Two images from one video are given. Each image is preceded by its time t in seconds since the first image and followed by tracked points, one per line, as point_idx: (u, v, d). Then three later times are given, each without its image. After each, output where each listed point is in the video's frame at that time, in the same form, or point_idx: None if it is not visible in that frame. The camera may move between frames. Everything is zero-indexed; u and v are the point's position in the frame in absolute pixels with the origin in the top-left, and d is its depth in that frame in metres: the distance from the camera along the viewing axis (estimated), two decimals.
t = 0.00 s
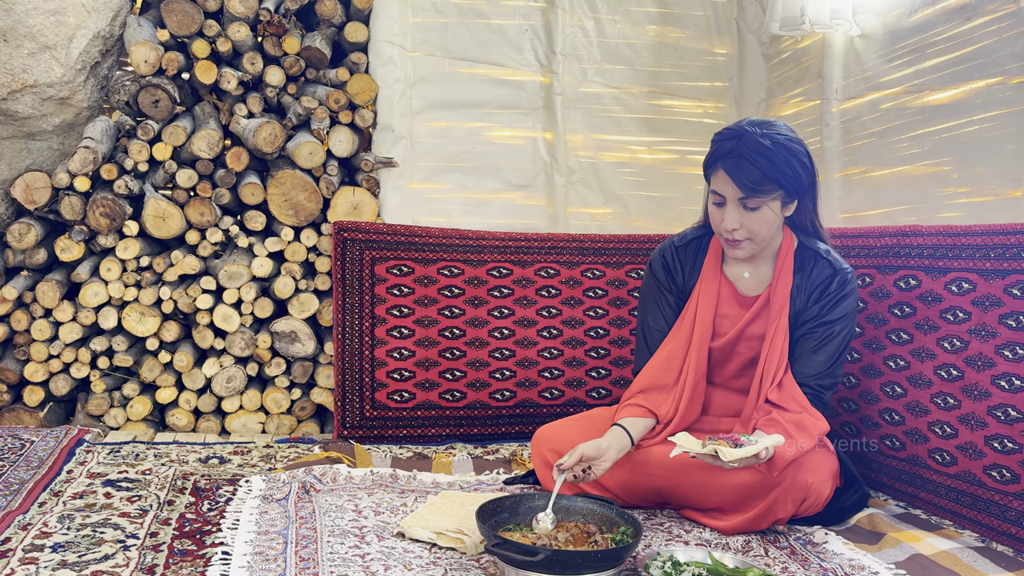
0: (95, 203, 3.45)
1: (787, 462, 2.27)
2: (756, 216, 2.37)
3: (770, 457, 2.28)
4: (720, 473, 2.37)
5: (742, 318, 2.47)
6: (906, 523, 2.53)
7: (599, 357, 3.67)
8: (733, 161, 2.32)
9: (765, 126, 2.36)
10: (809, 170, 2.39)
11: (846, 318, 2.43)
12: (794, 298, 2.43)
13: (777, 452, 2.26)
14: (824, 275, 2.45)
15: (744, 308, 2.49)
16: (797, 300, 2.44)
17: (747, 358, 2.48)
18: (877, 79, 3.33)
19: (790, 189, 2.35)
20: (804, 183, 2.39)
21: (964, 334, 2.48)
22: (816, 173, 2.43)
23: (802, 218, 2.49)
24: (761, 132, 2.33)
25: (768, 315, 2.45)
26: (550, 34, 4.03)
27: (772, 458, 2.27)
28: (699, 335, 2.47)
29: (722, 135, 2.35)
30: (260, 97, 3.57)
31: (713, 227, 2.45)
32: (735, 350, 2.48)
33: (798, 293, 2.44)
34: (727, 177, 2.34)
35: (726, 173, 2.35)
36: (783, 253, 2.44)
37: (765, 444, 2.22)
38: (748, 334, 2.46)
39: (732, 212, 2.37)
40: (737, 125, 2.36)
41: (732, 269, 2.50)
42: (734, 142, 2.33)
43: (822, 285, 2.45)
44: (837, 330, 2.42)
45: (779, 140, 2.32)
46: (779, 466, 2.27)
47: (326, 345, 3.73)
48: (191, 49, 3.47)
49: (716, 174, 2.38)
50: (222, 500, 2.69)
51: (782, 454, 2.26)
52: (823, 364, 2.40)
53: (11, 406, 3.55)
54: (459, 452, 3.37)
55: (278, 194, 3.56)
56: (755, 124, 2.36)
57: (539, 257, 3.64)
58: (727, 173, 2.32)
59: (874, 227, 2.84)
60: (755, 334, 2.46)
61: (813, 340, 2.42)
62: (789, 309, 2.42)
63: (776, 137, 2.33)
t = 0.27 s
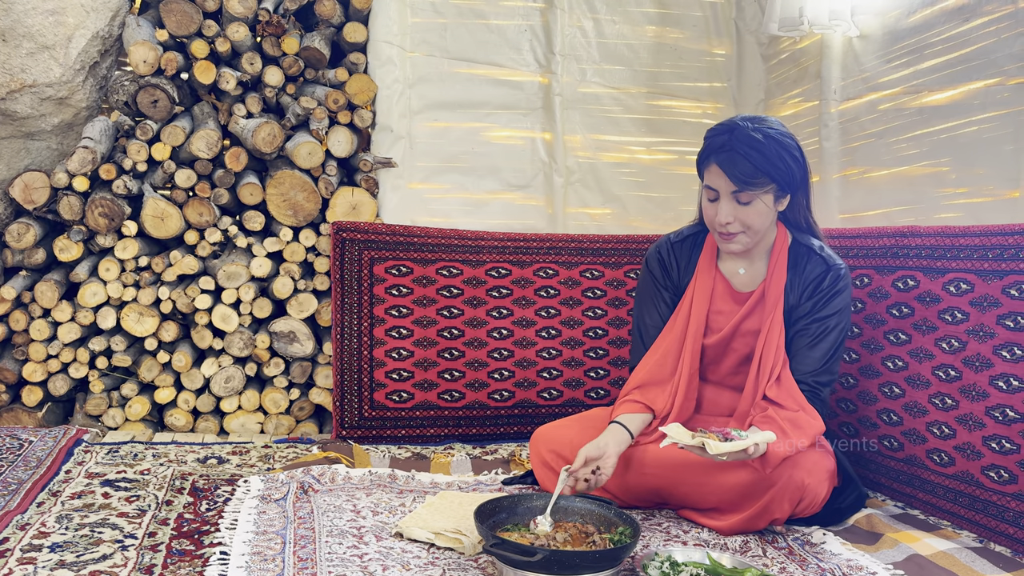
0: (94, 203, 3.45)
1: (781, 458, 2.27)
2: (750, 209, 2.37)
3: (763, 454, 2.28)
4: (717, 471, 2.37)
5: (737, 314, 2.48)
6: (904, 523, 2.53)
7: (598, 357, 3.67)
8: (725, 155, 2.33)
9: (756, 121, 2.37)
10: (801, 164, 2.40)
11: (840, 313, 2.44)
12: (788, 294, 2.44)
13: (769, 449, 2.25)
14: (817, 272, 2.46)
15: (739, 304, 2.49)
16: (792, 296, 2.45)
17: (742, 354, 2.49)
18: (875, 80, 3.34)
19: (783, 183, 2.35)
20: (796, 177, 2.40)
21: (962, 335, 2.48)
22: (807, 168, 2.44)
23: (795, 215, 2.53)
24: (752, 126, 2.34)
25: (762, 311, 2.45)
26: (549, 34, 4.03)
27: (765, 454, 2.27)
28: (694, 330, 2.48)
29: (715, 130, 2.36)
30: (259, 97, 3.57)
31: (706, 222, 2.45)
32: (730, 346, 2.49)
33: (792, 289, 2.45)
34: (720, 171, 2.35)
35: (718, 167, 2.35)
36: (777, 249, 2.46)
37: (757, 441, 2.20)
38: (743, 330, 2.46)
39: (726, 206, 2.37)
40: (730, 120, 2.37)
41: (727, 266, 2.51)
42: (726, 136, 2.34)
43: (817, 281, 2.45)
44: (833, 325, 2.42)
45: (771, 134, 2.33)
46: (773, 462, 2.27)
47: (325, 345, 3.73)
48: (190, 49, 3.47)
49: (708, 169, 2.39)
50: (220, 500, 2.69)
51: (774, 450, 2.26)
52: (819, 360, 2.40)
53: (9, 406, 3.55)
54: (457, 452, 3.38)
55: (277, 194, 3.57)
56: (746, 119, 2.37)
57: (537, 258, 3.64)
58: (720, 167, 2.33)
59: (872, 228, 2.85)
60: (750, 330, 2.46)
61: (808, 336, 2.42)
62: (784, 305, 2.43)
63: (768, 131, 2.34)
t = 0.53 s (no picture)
0: (94, 203, 3.45)
1: (759, 442, 2.30)
2: (747, 199, 2.42)
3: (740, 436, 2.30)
4: (717, 469, 2.38)
5: (733, 307, 2.50)
6: (903, 524, 2.54)
7: (598, 358, 3.67)
8: (720, 147, 2.38)
9: (750, 114, 2.42)
10: (796, 155, 2.44)
11: (833, 305, 2.46)
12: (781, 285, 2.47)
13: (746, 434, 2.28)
14: (810, 264, 2.49)
15: (734, 297, 2.52)
16: (785, 287, 2.48)
17: (738, 348, 2.51)
18: (875, 80, 3.34)
19: (777, 173, 2.41)
20: (791, 167, 2.44)
21: (961, 336, 2.48)
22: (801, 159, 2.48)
23: (789, 208, 2.54)
24: (746, 118, 2.39)
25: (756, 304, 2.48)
26: (549, 35, 4.03)
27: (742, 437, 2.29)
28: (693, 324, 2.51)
29: (709, 123, 2.41)
30: (259, 98, 3.57)
31: (704, 213, 2.50)
32: (727, 341, 2.51)
33: (786, 280, 2.48)
34: (716, 162, 2.40)
35: (714, 159, 2.41)
36: (772, 241, 2.50)
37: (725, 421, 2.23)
38: (739, 323, 2.49)
39: (722, 197, 2.42)
40: (724, 114, 2.42)
41: (725, 259, 2.54)
42: (720, 129, 2.39)
43: (808, 273, 2.48)
44: (824, 316, 2.45)
45: (765, 126, 2.39)
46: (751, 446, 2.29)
47: (324, 346, 3.73)
48: (190, 49, 3.47)
49: (704, 162, 2.44)
50: (220, 500, 2.69)
51: (751, 435, 2.28)
52: (810, 350, 2.43)
53: (9, 406, 3.55)
54: (456, 453, 3.38)
55: (277, 194, 3.57)
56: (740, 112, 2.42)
57: (537, 258, 3.64)
58: (716, 159, 2.39)
59: (872, 229, 2.85)
60: (746, 323, 2.48)
61: (801, 326, 2.45)
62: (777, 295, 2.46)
63: (761, 123, 2.38)
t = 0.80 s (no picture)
0: (94, 204, 3.45)
1: (743, 426, 2.33)
2: (746, 192, 2.44)
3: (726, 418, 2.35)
4: (718, 465, 2.38)
5: (731, 297, 2.52)
6: (903, 526, 2.54)
7: (597, 359, 3.67)
8: (718, 142, 2.42)
9: (744, 111, 2.47)
10: (790, 149, 2.49)
11: (831, 294, 2.47)
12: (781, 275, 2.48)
13: (730, 417, 2.32)
14: (808, 254, 2.51)
15: (733, 289, 2.54)
16: (783, 277, 2.49)
17: (737, 340, 2.52)
18: (875, 82, 3.34)
19: (774, 166, 2.44)
20: (787, 161, 2.48)
21: (961, 337, 2.48)
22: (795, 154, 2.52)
23: (787, 203, 2.58)
24: (740, 114, 2.44)
25: (754, 295, 2.49)
26: (549, 36, 4.03)
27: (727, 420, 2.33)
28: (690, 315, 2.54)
29: (705, 120, 2.45)
30: (259, 99, 3.58)
31: (704, 208, 2.53)
32: (726, 332, 2.52)
33: (785, 270, 2.49)
34: (714, 157, 2.44)
35: (712, 154, 2.44)
36: (771, 234, 2.52)
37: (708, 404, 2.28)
38: (738, 313, 2.50)
39: (721, 190, 2.45)
40: (719, 111, 2.47)
41: (725, 253, 2.56)
42: (716, 125, 2.43)
43: (806, 262, 2.50)
44: (819, 304, 2.46)
45: (759, 120, 2.42)
46: (735, 430, 2.33)
47: (324, 347, 3.73)
48: (190, 50, 3.47)
49: (702, 157, 2.48)
50: (219, 501, 2.69)
51: (736, 419, 2.32)
52: (806, 337, 2.44)
53: (8, 406, 3.55)
54: (456, 454, 3.38)
55: (277, 195, 3.56)
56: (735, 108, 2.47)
57: (536, 259, 3.64)
58: (715, 153, 2.42)
59: (871, 230, 2.85)
60: (745, 314, 2.50)
61: (798, 314, 2.46)
62: (775, 286, 2.48)
63: (755, 117, 2.43)
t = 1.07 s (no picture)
0: (94, 205, 3.44)
1: (739, 413, 2.36)
2: (740, 187, 2.52)
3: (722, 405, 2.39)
4: (720, 461, 2.38)
5: (729, 291, 2.61)
6: (903, 527, 2.54)
7: (597, 360, 3.67)
8: (712, 139, 2.50)
9: (737, 109, 2.54)
10: (784, 146, 2.56)
11: (827, 283, 2.52)
12: (777, 269, 2.55)
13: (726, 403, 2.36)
14: (804, 247, 2.57)
15: (732, 282, 2.62)
16: (781, 270, 2.56)
17: (735, 332, 2.59)
18: (875, 83, 3.34)
19: (768, 162, 2.52)
20: (781, 158, 2.55)
21: (961, 339, 2.48)
22: (789, 151, 2.60)
23: (784, 201, 2.66)
24: (734, 112, 2.51)
25: (751, 288, 2.58)
26: (550, 38, 4.04)
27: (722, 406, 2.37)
28: (689, 308, 2.63)
29: (699, 120, 2.54)
30: (259, 99, 3.58)
31: (702, 205, 2.62)
32: (725, 325, 2.60)
33: (782, 263, 2.56)
34: (709, 155, 2.52)
35: (707, 151, 2.52)
36: (768, 230, 2.61)
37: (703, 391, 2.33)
38: (736, 307, 2.58)
39: (717, 186, 2.53)
40: (713, 110, 2.54)
41: (724, 249, 2.66)
42: (711, 124, 2.51)
43: (802, 255, 2.56)
44: (814, 296, 2.51)
45: (752, 117, 2.50)
46: (731, 416, 2.36)
47: (324, 348, 3.72)
48: (190, 51, 3.48)
49: (698, 155, 2.56)
50: (219, 502, 2.69)
51: (732, 405, 2.36)
52: (801, 326, 2.48)
53: (8, 407, 3.55)
54: (456, 455, 3.38)
55: (277, 196, 3.56)
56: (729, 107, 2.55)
57: (537, 261, 3.64)
58: (709, 151, 2.50)
59: (872, 232, 2.85)
60: (742, 307, 2.57)
61: (793, 304, 2.52)
62: (772, 280, 2.55)
63: (748, 115, 2.51)
